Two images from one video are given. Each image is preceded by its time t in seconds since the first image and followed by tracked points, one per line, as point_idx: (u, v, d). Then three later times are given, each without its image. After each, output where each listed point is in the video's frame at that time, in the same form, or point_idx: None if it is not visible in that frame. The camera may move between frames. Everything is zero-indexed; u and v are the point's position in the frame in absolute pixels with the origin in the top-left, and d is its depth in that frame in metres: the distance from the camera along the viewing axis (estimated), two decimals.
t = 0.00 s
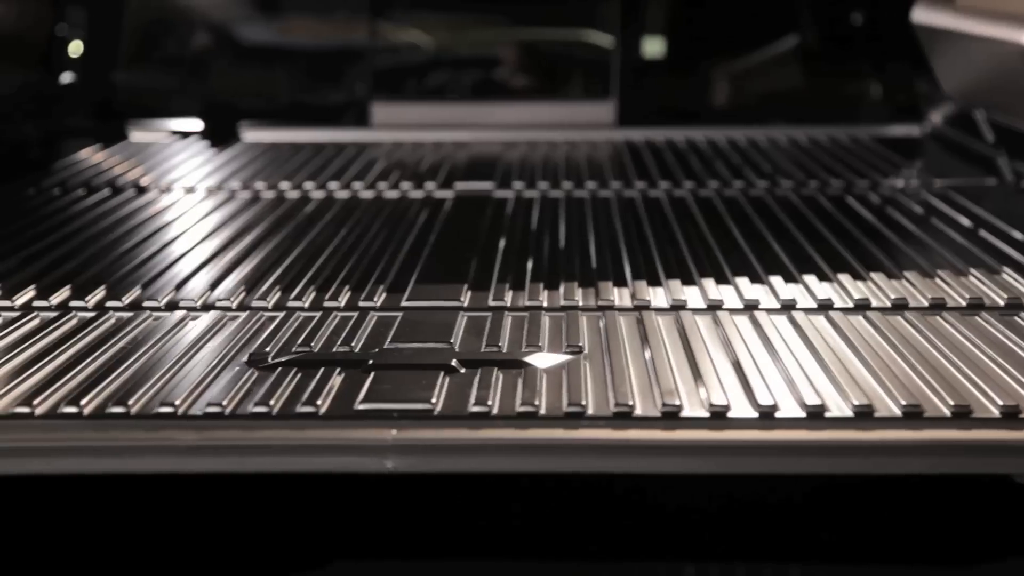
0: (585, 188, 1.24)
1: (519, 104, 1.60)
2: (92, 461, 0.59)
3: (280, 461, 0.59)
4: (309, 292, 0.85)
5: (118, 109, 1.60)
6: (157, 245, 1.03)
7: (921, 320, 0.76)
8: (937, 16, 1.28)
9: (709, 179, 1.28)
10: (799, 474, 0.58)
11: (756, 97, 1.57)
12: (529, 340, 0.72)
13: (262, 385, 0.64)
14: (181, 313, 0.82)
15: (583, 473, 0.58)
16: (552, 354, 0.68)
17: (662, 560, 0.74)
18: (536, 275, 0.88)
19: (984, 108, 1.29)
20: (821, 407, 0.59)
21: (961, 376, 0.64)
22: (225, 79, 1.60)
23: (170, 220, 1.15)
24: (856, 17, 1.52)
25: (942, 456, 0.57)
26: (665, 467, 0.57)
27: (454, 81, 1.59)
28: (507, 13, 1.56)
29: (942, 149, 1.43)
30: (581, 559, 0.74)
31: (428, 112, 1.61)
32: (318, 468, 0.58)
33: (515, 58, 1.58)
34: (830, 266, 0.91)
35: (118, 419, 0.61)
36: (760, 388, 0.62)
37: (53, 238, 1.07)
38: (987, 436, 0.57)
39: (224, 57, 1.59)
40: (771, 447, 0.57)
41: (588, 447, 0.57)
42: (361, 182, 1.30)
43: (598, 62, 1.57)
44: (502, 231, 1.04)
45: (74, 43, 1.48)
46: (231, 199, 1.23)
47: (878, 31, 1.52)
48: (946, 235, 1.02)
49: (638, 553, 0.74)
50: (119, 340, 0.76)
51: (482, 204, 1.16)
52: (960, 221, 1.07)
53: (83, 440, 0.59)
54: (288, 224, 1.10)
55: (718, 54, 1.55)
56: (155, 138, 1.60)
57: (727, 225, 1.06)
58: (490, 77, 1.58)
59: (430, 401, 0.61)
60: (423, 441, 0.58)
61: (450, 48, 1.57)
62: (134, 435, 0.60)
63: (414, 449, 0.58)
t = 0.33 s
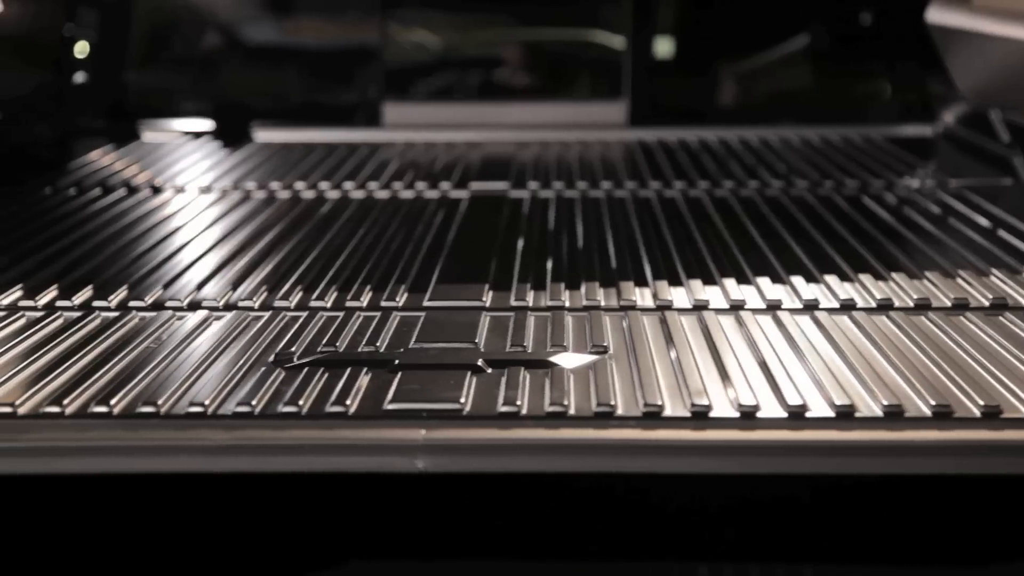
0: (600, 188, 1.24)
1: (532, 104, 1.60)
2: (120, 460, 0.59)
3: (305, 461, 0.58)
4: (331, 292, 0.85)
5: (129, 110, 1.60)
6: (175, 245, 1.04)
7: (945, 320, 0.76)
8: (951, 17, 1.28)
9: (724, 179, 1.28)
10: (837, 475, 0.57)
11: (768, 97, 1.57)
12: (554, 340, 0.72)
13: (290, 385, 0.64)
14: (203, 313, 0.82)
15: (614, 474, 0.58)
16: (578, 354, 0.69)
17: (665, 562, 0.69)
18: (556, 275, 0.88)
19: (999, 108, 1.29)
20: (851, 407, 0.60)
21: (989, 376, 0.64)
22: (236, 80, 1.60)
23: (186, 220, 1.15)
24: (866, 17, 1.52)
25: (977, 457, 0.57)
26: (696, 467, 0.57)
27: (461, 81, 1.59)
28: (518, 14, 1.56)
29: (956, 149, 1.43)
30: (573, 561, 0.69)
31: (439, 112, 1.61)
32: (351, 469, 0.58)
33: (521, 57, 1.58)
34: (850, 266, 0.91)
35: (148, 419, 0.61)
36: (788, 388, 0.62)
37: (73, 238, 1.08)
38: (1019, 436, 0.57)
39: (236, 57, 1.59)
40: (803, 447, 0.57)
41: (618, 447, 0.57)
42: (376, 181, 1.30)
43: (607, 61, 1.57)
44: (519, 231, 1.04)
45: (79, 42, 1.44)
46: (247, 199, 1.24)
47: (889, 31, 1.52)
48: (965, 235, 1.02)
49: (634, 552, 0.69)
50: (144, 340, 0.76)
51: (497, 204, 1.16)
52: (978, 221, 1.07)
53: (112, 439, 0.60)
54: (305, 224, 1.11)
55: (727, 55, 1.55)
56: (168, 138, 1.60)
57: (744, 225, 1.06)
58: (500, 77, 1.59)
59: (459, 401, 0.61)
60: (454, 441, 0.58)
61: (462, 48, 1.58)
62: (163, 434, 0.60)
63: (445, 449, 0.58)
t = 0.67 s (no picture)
0: (613, 188, 1.24)
1: (542, 104, 1.59)
2: (146, 460, 0.59)
3: (330, 461, 0.58)
4: (349, 292, 0.85)
5: (140, 110, 1.60)
6: (191, 245, 1.04)
7: (966, 320, 0.76)
8: (964, 16, 1.28)
9: (737, 179, 1.28)
10: (864, 475, 0.57)
11: (779, 97, 1.57)
12: (574, 340, 0.72)
13: (313, 385, 0.64)
14: (222, 313, 0.82)
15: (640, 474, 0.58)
16: (599, 354, 0.69)
17: (666, 563, 0.68)
18: (573, 275, 0.88)
19: (1012, 107, 1.29)
20: (876, 407, 0.59)
21: (1014, 376, 0.64)
22: (246, 80, 1.61)
23: (199, 219, 1.15)
24: (873, 17, 1.52)
25: (1004, 457, 0.57)
26: (720, 467, 0.57)
27: (468, 81, 1.59)
28: (527, 14, 1.56)
29: (968, 149, 1.43)
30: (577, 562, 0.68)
31: (448, 112, 1.61)
32: (378, 469, 0.58)
33: (526, 57, 1.58)
34: (867, 266, 0.91)
35: (173, 419, 0.61)
36: (813, 388, 0.62)
37: (89, 238, 1.08)
38: None
39: (247, 57, 1.60)
40: (830, 447, 0.57)
41: (645, 447, 0.57)
42: (388, 181, 1.30)
43: (615, 62, 1.57)
44: (534, 231, 1.04)
45: (86, 42, 1.41)
46: (261, 199, 1.24)
47: (899, 30, 1.52)
48: (982, 235, 1.02)
49: (642, 553, 0.69)
50: (165, 339, 0.76)
51: (511, 204, 1.16)
52: (993, 221, 1.07)
53: (138, 439, 0.60)
54: (319, 224, 1.10)
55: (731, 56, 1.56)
56: (179, 138, 1.61)
57: (760, 225, 1.06)
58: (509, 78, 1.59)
59: (484, 401, 0.61)
60: (481, 440, 0.58)
61: (472, 49, 1.58)
62: (189, 434, 0.60)
63: (471, 448, 0.58)
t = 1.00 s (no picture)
0: (625, 188, 1.24)
1: (552, 104, 1.59)
2: (172, 460, 0.59)
3: (356, 461, 0.58)
4: (366, 292, 0.85)
5: (150, 110, 1.60)
6: (205, 245, 1.04)
7: (986, 320, 0.76)
8: (976, 16, 1.28)
9: (749, 179, 1.28)
10: (874, 475, 0.57)
11: (789, 96, 1.57)
12: (595, 340, 0.72)
13: (336, 385, 0.65)
14: (240, 313, 0.82)
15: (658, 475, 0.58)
16: (620, 354, 0.69)
17: (671, 563, 0.68)
18: (590, 275, 0.88)
19: None
20: (900, 407, 0.60)
21: None
22: (255, 80, 1.61)
23: (213, 220, 1.15)
24: (880, 16, 1.52)
25: None
26: (745, 467, 0.57)
27: (477, 81, 1.59)
28: (535, 14, 1.57)
29: (979, 149, 1.43)
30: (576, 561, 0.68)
31: (457, 112, 1.60)
32: (401, 469, 0.58)
33: (532, 57, 1.58)
34: (884, 266, 0.91)
35: (197, 419, 0.61)
36: (836, 388, 0.62)
37: (103, 238, 1.08)
38: None
39: (256, 58, 1.60)
40: (853, 446, 0.57)
41: (669, 447, 0.57)
42: (400, 182, 1.30)
43: (624, 61, 1.57)
44: (548, 231, 1.04)
45: (99, 41, 1.42)
46: (274, 199, 1.24)
47: (906, 30, 1.52)
48: (997, 235, 1.02)
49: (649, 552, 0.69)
50: (184, 339, 0.76)
51: (524, 204, 1.16)
52: (1008, 221, 1.07)
53: (162, 439, 0.60)
54: (333, 224, 1.11)
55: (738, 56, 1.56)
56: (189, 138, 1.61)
57: (774, 225, 1.06)
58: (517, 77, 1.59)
59: (507, 401, 0.61)
60: (504, 440, 0.58)
61: (481, 48, 1.58)
62: (214, 434, 0.60)
63: (495, 448, 0.58)
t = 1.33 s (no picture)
0: (637, 188, 1.24)
1: (562, 104, 1.59)
2: (196, 460, 0.59)
3: (383, 461, 0.58)
4: (384, 292, 0.85)
5: (159, 110, 1.60)
6: (221, 245, 1.04)
7: (1005, 320, 0.76)
8: (987, 16, 1.28)
9: (761, 179, 1.28)
10: (886, 475, 0.57)
11: (796, 96, 1.56)
12: (615, 340, 0.72)
13: (358, 385, 0.65)
14: (258, 313, 0.82)
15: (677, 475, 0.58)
16: (640, 354, 0.69)
17: (671, 564, 0.66)
18: (606, 275, 0.88)
19: None
20: (924, 407, 0.60)
21: None
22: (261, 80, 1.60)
23: (227, 220, 1.15)
24: (888, 17, 1.52)
25: None
26: (773, 468, 0.56)
27: (486, 80, 1.58)
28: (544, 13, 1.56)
29: (990, 149, 1.43)
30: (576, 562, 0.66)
31: (465, 112, 1.60)
32: (425, 469, 0.57)
33: (535, 57, 1.57)
34: (901, 267, 0.91)
35: (222, 418, 0.61)
36: (859, 388, 0.62)
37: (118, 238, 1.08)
38: None
39: (264, 59, 1.60)
40: (877, 447, 0.57)
41: (694, 447, 0.57)
42: (413, 181, 1.30)
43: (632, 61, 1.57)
44: (562, 231, 1.05)
45: (104, 42, 1.41)
46: (287, 199, 1.24)
47: (913, 30, 1.52)
48: (1012, 235, 1.02)
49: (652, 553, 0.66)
50: (204, 339, 0.76)
51: (537, 204, 1.17)
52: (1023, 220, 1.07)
53: (188, 439, 0.60)
54: (347, 224, 1.10)
55: (747, 56, 1.56)
56: (200, 138, 1.61)
57: (789, 225, 1.06)
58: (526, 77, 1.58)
59: (530, 401, 0.61)
60: (529, 440, 0.58)
61: (489, 49, 1.57)
62: (239, 433, 0.60)
63: (520, 448, 0.58)
